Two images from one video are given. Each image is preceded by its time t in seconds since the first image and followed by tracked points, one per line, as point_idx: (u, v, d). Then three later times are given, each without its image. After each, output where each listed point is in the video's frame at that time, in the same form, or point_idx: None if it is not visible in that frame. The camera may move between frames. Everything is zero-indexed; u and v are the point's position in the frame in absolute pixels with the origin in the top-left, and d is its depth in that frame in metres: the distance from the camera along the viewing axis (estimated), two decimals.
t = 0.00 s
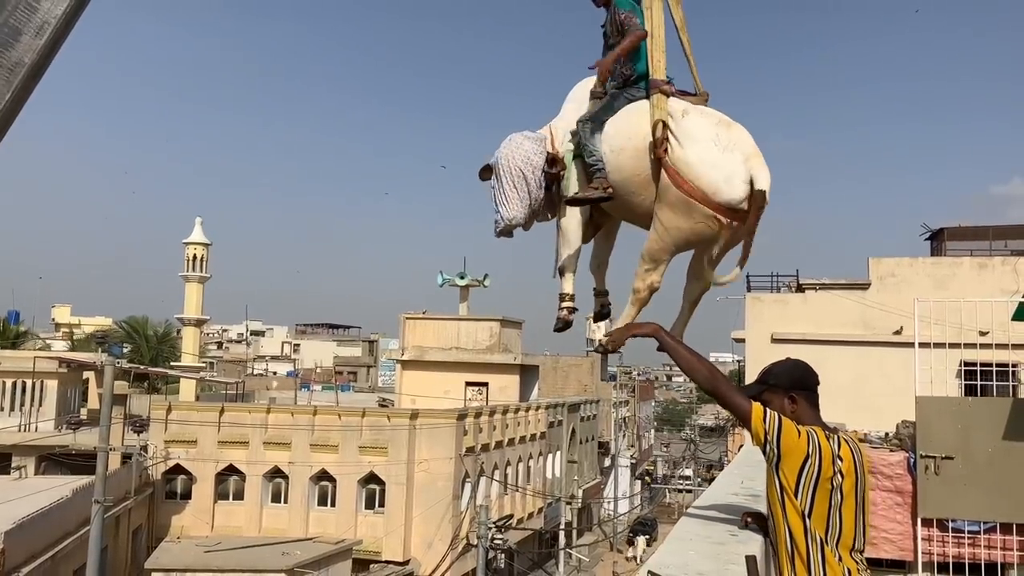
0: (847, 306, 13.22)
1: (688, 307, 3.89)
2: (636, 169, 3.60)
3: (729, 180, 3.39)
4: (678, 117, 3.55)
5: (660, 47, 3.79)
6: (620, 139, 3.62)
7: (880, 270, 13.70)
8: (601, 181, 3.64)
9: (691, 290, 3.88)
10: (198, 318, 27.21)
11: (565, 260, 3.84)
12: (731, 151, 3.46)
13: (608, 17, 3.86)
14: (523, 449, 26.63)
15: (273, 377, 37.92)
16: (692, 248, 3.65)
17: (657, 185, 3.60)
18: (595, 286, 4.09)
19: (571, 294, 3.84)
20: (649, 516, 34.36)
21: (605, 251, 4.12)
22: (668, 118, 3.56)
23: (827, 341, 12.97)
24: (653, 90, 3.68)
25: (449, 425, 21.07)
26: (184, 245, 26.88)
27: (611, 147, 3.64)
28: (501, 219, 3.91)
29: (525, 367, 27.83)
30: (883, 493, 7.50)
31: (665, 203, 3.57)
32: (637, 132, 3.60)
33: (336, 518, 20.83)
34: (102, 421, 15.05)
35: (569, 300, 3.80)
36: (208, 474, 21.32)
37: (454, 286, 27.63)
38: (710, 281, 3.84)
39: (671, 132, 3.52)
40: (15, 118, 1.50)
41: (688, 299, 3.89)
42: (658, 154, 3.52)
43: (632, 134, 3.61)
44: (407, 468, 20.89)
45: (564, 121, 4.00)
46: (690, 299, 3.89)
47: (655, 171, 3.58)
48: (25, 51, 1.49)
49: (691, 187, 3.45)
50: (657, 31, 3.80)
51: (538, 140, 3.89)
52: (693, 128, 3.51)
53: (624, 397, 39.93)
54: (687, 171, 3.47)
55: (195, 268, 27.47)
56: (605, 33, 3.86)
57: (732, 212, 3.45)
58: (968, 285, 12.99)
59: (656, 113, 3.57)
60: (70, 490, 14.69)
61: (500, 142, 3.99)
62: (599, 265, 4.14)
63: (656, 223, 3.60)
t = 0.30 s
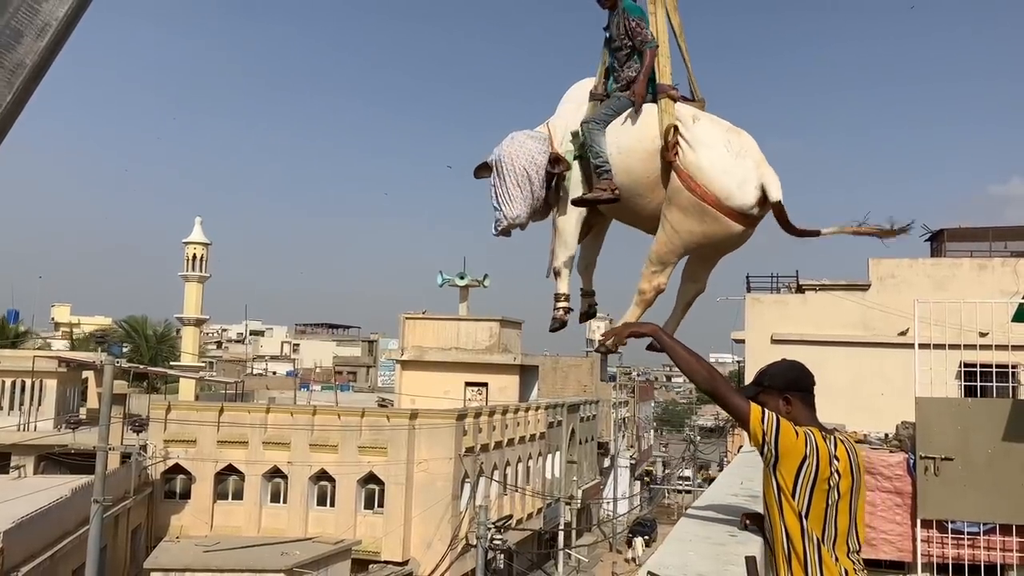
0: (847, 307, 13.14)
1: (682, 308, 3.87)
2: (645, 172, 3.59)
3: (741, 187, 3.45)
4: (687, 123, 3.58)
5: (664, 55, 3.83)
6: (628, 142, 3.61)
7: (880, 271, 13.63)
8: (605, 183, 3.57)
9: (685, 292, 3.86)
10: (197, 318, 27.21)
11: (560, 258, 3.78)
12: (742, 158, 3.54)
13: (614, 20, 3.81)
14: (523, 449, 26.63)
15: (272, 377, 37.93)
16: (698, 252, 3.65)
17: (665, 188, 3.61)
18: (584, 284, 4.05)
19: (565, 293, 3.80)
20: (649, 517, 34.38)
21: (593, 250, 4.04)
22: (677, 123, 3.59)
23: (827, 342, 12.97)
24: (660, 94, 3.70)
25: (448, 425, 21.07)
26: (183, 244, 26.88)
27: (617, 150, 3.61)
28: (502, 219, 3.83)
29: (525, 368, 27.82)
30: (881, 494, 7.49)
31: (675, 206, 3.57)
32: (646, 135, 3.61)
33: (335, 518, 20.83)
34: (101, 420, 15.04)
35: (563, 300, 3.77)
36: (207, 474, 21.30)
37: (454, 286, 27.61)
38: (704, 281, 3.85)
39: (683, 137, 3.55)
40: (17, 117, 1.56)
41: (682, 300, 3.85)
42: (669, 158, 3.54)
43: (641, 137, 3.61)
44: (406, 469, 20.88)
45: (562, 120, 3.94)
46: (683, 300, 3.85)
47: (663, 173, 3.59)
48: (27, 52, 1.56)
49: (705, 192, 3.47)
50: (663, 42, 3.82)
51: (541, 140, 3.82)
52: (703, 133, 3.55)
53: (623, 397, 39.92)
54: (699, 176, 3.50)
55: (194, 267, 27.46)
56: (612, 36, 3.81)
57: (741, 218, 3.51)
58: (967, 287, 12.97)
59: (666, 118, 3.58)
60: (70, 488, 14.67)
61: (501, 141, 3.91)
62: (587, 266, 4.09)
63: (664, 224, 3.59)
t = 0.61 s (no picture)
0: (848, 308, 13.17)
1: (674, 311, 3.89)
2: (651, 178, 3.61)
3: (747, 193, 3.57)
4: (691, 129, 3.62)
5: (666, 63, 3.82)
6: (633, 148, 3.58)
7: (880, 271, 13.60)
8: (610, 184, 3.52)
9: (678, 294, 3.87)
10: (197, 318, 27.22)
11: (556, 259, 3.71)
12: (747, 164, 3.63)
13: (616, 24, 3.79)
14: (523, 449, 26.65)
15: (272, 377, 37.93)
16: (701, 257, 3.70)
17: (671, 193, 3.65)
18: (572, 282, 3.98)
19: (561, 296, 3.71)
20: (648, 517, 34.40)
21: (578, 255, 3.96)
22: (682, 128, 3.61)
23: (828, 343, 12.96)
24: (664, 101, 3.70)
25: (448, 425, 21.08)
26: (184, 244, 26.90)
27: (622, 154, 3.58)
28: (501, 217, 3.74)
29: (525, 368, 27.80)
30: (881, 494, 7.46)
31: (683, 211, 3.60)
32: (651, 142, 3.60)
33: (335, 518, 20.83)
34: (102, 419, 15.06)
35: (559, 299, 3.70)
36: (207, 473, 21.29)
37: (455, 286, 27.61)
38: (697, 284, 3.88)
39: (688, 143, 3.58)
40: (21, 114, 1.71)
41: (676, 303, 3.87)
42: (676, 164, 3.56)
43: (646, 144, 3.60)
44: (406, 469, 20.88)
45: (559, 121, 3.90)
46: (677, 303, 3.87)
47: (668, 177, 3.63)
48: (30, 54, 1.70)
49: (713, 196, 3.54)
50: (664, 49, 3.81)
51: (545, 140, 3.74)
52: (707, 139, 3.61)
53: (623, 398, 39.94)
54: (707, 182, 3.56)
55: (195, 267, 27.46)
56: (613, 39, 3.78)
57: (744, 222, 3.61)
58: (968, 288, 12.95)
59: (671, 125, 3.60)
60: (70, 488, 14.67)
61: (503, 137, 3.81)
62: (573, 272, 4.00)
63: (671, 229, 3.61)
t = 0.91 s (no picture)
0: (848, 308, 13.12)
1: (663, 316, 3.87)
2: (653, 184, 3.59)
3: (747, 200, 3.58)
4: (693, 137, 3.61)
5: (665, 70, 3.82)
6: (636, 154, 3.55)
7: (880, 272, 13.57)
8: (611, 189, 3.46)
9: (669, 298, 3.85)
10: (198, 317, 27.23)
11: (551, 263, 3.61)
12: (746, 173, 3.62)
13: (615, 29, 3.77)
14: (523, 449, 26.65)
15: (273, 376, 37.95)
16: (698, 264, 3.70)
17: (672, 199, 3.63)
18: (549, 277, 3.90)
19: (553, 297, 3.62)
20: (649, 517, 34.43)
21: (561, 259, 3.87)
22: (684, 136, 3.60)
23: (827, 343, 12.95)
24: (663, 108, 3.67)
25: (449, 425, 21.10)
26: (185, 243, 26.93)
27: (624, 160, 3.54)
28: (502, 216, 3.55)
29: (525, 367, 27.78)
30: (882, 494, 7.46)
31: (685, 217, 3.59)
32: (654, 147, 3.57)
33: (336, 517, 20.84)
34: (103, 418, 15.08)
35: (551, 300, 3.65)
36: (207, 473, 21.30)
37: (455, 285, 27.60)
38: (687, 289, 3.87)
39: (689, 151, 3.58)
40: (28, 103, 2.18)
41: (666, 307, 3.85)
42: (677, 170, 3.55)
43: (648, 149, 3.57)
44: (407, 468, 20.90)
45: (554, 121, 3.80)
46: (667, 307, 3.86)
47: (668, 182, 3.60)
48: (33, 56, 2.16)
49: (715, 203, 3.52)
50: (663, 54, 3.81)
51: (549, 140, 3.62)
52: (709, 147, 3.61)
53: (623, 398, 39.95)
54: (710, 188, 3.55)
55: (195, 266, 27.49)
56: (613, 44, 3.76)
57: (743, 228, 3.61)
58: (969, 288, 12.92)
59: (673, 132, 3.58)
60: (71, 487, 14.68)
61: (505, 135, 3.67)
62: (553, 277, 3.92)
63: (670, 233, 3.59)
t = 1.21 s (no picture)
0: (849, 308, 13.13)
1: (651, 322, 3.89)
2: (650, 192, 3.58)
3: (739, 210, 3.64)
4: (688, 146, 3.64)
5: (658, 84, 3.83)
6: (634, 161, 3.53)
7: (881, 272, 13.54)
8: (610, 195, 3.43)
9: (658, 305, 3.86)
10: (199, 316, 27.23)
11: (542, 266, 3.55)
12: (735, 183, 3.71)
13: (612, 36, 3.75)
14: (523, 449, 26.65)
15: (274, 376, 37.95)
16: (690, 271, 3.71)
17: (667, 207, 3.63)
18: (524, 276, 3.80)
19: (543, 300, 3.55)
20: (649, 517, 34.45)
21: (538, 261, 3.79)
22: (681, 145, 3.62)
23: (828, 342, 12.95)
24: (659, 118, 3.68)
25: (450, 424, 21.11)
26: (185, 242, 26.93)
27: (622, 167, 3.51)
28: (501, 218, 3.44)
29: (526, 367, 27.76)
30: (883, 494, 7.48)
31: (681, 224, 3.60)
32: (652, 155, 3.56)
33: (336, 516, 20.84)
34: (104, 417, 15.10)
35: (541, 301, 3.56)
36: (208, 472, 21.30)
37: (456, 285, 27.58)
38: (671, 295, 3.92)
39: (687, 160, 3.60)
40: (28, 106, 2.19)
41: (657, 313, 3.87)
42: (676, 179, 3.54)
43: (646, 157, 3.56)
44: (407, 468, 20.91)
45: (550, 123, 3.71)
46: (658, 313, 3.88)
47: (664, 190, 3.60)
48: (34, 60, 2.17)
49: (712, 212, 3.57)
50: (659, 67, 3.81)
51: (550, 142, 3.54)
52: (703, 156, 3.65)
53: (624, 398, 39.96)
54: (706, 198, 3.59)
55: (196, 265, 27.49)
56: (610, 52, 3.75)
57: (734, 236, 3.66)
58: (970, 288, 12.90)
59: (669, 142, 3.59)
60: (72, 486, 14.69)
61: (505, 135, 3.57)
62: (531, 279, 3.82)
63: (669, 240, 3.57)
